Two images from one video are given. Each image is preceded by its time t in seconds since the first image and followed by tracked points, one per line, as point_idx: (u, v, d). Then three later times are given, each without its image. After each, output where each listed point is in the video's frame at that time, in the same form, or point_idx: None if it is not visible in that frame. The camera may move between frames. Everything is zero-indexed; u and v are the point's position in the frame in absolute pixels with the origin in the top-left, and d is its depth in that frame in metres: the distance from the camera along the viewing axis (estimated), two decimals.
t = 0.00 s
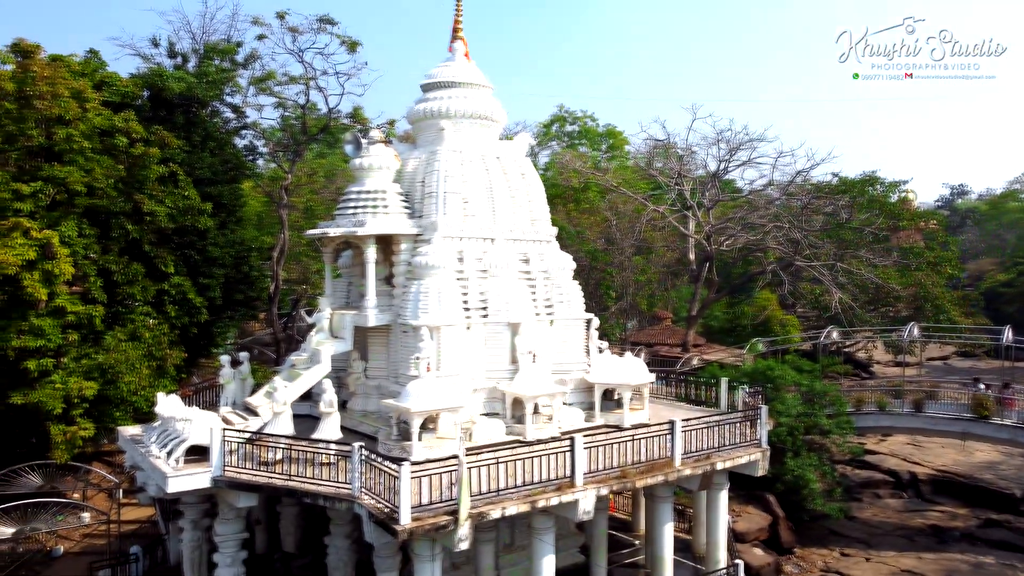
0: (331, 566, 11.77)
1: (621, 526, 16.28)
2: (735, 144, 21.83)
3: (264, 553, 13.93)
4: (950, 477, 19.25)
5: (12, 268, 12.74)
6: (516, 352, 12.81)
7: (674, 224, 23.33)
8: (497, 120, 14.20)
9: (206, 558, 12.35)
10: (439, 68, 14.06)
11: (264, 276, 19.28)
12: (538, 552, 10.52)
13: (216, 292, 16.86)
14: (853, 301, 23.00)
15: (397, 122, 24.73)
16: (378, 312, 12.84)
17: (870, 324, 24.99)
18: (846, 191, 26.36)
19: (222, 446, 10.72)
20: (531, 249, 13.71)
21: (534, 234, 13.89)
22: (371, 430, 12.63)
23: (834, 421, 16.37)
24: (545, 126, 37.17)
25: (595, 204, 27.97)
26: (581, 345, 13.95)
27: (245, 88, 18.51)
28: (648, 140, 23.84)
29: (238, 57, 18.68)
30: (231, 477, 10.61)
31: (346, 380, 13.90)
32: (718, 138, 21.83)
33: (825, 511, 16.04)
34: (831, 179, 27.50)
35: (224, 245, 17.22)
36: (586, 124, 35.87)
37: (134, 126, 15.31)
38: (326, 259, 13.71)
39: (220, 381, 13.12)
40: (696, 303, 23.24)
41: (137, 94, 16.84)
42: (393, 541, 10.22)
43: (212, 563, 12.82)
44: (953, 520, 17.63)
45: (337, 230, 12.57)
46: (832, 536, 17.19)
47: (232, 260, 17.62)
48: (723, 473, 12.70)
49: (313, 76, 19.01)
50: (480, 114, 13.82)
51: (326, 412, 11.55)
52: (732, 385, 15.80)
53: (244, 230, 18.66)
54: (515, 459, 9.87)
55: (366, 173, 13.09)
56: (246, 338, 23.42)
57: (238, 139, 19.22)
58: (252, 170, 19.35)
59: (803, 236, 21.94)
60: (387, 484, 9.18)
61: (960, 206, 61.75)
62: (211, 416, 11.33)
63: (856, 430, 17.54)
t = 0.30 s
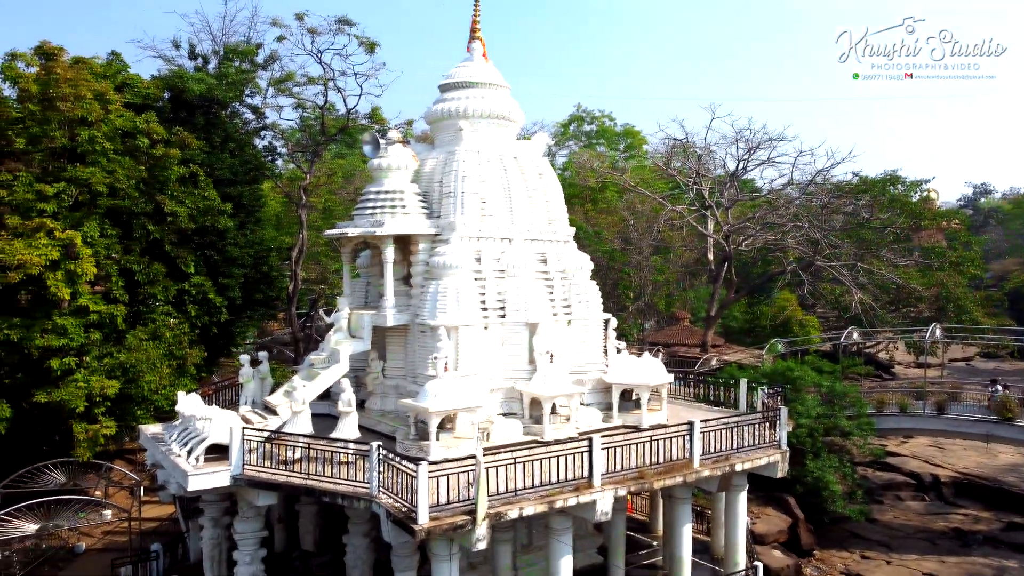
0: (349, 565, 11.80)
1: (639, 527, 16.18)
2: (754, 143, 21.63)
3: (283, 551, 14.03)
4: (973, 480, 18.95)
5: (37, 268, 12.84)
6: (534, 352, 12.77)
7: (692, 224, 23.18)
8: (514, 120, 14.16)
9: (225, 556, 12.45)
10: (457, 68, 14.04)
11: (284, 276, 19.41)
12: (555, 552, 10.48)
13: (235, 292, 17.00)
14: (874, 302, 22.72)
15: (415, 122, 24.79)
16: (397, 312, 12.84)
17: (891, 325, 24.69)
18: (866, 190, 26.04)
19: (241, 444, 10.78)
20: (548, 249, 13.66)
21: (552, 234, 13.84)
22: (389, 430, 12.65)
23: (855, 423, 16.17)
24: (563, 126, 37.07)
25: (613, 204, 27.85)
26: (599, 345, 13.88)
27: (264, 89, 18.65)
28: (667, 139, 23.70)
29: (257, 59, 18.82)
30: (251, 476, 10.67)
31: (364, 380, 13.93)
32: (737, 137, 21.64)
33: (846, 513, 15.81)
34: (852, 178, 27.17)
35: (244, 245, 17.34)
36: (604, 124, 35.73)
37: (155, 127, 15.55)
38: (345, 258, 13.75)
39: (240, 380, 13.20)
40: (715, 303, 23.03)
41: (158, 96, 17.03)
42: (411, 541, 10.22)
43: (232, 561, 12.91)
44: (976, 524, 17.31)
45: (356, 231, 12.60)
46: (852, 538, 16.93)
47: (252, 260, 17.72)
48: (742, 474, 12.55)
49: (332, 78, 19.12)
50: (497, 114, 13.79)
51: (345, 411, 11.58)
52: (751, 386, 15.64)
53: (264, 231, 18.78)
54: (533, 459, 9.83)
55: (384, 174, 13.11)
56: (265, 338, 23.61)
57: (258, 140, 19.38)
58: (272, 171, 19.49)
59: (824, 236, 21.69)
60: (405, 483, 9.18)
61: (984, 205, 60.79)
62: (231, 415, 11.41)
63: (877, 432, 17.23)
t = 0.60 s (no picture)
0: (368, 563, 11.84)
1: (657, 527, 16.09)
2: (775, 142, 21.42)
3: (302, 549, 14.11)
4: (998, 482, 18.63)
5: (61, 268, 13.06)
6: (553, 353, 12.73)
7: (711, 224, 23.01)
8: (533, 119, 14.13)
9: (246, 553, 12.54)
10: (475, 68, 14.02)
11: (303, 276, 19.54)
12: (574, 553, 10.44)
13: (256, 291, 17.13)
14: (896, 302, 22.42)
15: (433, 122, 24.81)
16: (416, 312, 12.87)
17: (913, 325, 24.35)
18: (888, 189, 25.71)
19: (261, 443, 10.85)
20: (567, 249, 13.61)
21: (571, 235, 13.78)
22: (408, 429, 12.68)
23: (876, 425, 15.97)
24: (582, 126, 36.96)
25: (631, 204, 27.71)
26: (618, 345, 13.80)
27: (285, 90, 18.78)
28: (686, 138, 23.54)
29: (278, 61, 18.95)
30: (271, 474, 10.74)
31: (383, 379, 13.97)
32: (757, 136, 21.45)
33: (867, 515, 15.59)
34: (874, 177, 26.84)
35: (265, 246, 17.40)
36: (623, 123, 35.52)
37: (176, 127, 15.58)
38: (364, 258, 13.80)
39: (260, 379, 13.30)
40: (735, 304, 22.82)
41: (180, 97, 17.21)
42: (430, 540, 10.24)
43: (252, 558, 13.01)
44: (1001, 527, 16.99)
45: (375, 231, 12.63)
46: (873, 540, 16.65)
47: (273, 261, 17.80)
48: (762, 476, 12.42)
49: (351, 79, 19.23)
50: (516, 114, 13.77)
51: (363, 410, 11.62)
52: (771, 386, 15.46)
53: (285, 231, 18.94)
54: (552, 460, 9.80)
55: (403, 174, 13.13)
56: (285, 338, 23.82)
57: (277, 141, 19.53)
58: (292, 172, 19.64)
59: (845, 236, 21.45)
60: (424, 483, 9.19)
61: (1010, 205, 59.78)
62: (251, 414, 11.50)
63: (898, 434, 16.95)
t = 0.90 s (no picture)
0: (387, 562, 11.86)
1: (677, 529, 15.98)
2: (796, 140, 21.16)
3: (322, 547, 14.19)
4: None
5: (84, 267, 13.27)
6: (571, 353, 12.67)
7: (731, 223, 22.82)
8: (552, 119, 14.07)
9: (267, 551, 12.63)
10: (494, 68, 14.00)
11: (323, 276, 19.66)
12: (592, 553, 10.38)
13: (276, 291, 17.26)
14: (920, 303, 22.07)
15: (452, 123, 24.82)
16: (434, 312, 12.88)
17: (937, 326, 23.96)
18: (912, 189, 25.32)
19: (282, 442, 10.92)
20: (586, 249, 13.54)
21: (590, 235, 13.72)
22: (427, 429, 12.69)
23: (899, 427, 15.72)
24: (601, 125, 36.79)
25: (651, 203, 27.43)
26: (637, 345, 13.71)
27: (305, 91, 18.89)
28: (706, 137, 23.36)
29: (298, 62, 19.06)
30: (291, 473, 10.80)
31: (402, 379, 13.99)
32: (778, 135, 21.22)
33: (890, 518, 15.34)
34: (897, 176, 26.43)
35: (285, 246, 17.54)
36: (642, 122, 35.33)
37: (198, 128, 15.73)
38: (383, 258, 13.83)
39: (281, 378, 13.38)
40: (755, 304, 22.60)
41: (202, 99, 17.39)
42: (448, 540, 10.23)
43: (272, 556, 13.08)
44: None
45: (394, 231, 12.66)
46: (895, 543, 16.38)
47: (293, 261, 17.94)
48: (783, 478, 12.28)
49: (370, 80, 19.30)
50: (535, 114, 13.73)
51: (382, 410, 11.64)
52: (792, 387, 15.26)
53: (305, 231, 19.05)
54: (570, 460, 9.75)
55: (422, 174, 13.14)
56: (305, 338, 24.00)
57: (298, 141, 19.66)
58: (312, 172, 19.76)
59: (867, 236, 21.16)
60: (442, 482, 9.18)
61: None
62: (272, 413, 11.57)
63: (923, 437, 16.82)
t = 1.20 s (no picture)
0: (408, 561, 11.88)
1: (699, 531, 15.82)
2: (821, 139, 20.88)
3: (344, 545, 14.27)
4: None
5: (111, 267, 13.45)
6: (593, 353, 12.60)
7: (755, 223, 22.58)
8: (573, 119, 14.02)
9: (289, 550, 12.71)
10: (516, 69, 13.98)
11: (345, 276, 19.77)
12: (613, 555, 10.30)
13: (299, 291, 17.38)
14: (947, 303, 21.66)
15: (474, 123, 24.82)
16: (456, 312, 12.88)
17: (965, 327, 23.51)
18: (939, 188, 24.87)
19: (304, 441, 10.98)
20: (607, 249, 13.46)
21: (611, 234, 13.63)
22: (448, 429, 12.69)
23: (926, 429, 15.44)
24: (623, 125, 36.61)
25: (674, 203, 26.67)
26: (659, 346, 13.60)
27: (327, 92, 19.01)
28: (729, 136, 23.14)
29: (320, 64, 19.18)
30: (313, 472, 10.85)
31: (423, 378, 14.01)
32: (802, 134, 20.96)
33: (916, 522, 15.03)
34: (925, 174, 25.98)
35: (308, 246, 17.67)
36: (665, 122, 35.06)
37: (222, 130, 15.91)
38: (404, 259, 13.87)
39: (303, 378, 13.47)
40: (779, 304, 22.33)
41: (226, 100, 17.59)
42: (469, 539, 10.22)
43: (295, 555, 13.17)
44: None
45: (415, 232, 12.69)
46: (922, 547, 16.06)
47: (315, 261, 18.07)
48: (806, 480, 12.11)
49: (392, 81, 19.38)
50: (556, 114, 13.69)
51: (404, 409, 11.66)
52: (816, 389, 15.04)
53: (327, 231, 19.16)
54: (592, 461, 9.68)
55: (443, 175, 13.16)
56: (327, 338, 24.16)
57: (320, 142, 19.77)
58: (334, 172, 19.89)
59: (893, 235, 20.81)
60: (464, 482, 9.17)
61: None
62: (294, 412, 11.65)
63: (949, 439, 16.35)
